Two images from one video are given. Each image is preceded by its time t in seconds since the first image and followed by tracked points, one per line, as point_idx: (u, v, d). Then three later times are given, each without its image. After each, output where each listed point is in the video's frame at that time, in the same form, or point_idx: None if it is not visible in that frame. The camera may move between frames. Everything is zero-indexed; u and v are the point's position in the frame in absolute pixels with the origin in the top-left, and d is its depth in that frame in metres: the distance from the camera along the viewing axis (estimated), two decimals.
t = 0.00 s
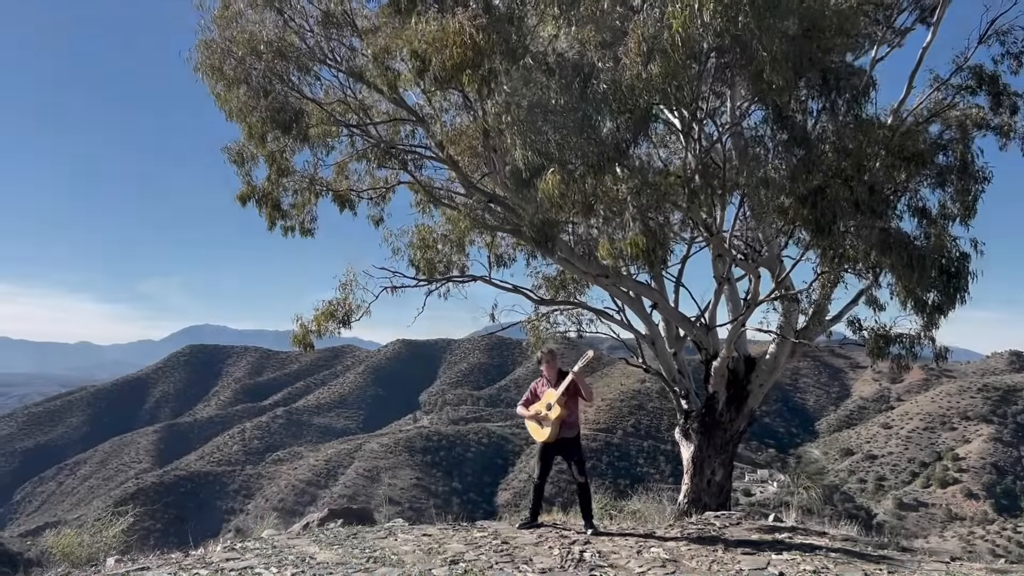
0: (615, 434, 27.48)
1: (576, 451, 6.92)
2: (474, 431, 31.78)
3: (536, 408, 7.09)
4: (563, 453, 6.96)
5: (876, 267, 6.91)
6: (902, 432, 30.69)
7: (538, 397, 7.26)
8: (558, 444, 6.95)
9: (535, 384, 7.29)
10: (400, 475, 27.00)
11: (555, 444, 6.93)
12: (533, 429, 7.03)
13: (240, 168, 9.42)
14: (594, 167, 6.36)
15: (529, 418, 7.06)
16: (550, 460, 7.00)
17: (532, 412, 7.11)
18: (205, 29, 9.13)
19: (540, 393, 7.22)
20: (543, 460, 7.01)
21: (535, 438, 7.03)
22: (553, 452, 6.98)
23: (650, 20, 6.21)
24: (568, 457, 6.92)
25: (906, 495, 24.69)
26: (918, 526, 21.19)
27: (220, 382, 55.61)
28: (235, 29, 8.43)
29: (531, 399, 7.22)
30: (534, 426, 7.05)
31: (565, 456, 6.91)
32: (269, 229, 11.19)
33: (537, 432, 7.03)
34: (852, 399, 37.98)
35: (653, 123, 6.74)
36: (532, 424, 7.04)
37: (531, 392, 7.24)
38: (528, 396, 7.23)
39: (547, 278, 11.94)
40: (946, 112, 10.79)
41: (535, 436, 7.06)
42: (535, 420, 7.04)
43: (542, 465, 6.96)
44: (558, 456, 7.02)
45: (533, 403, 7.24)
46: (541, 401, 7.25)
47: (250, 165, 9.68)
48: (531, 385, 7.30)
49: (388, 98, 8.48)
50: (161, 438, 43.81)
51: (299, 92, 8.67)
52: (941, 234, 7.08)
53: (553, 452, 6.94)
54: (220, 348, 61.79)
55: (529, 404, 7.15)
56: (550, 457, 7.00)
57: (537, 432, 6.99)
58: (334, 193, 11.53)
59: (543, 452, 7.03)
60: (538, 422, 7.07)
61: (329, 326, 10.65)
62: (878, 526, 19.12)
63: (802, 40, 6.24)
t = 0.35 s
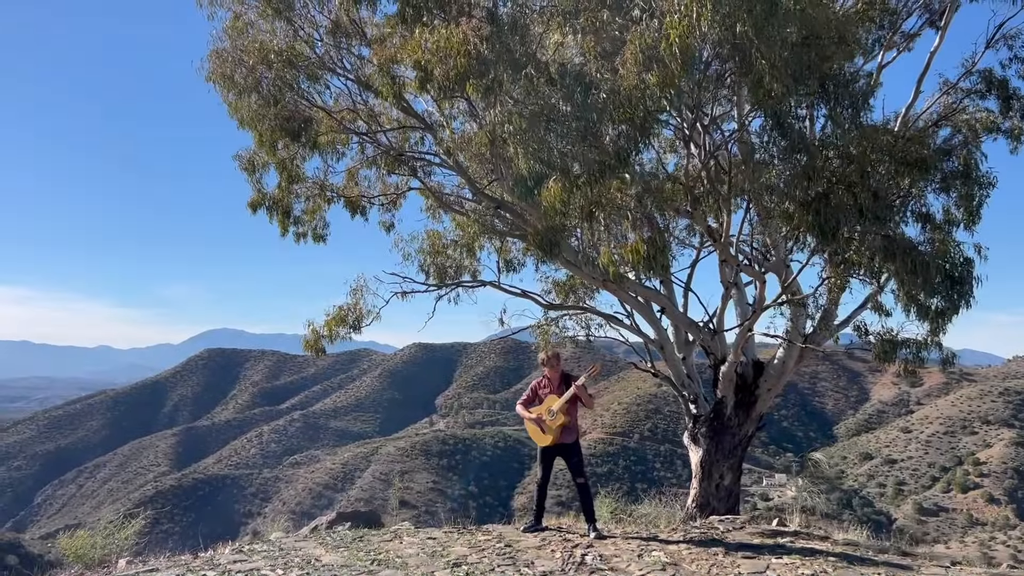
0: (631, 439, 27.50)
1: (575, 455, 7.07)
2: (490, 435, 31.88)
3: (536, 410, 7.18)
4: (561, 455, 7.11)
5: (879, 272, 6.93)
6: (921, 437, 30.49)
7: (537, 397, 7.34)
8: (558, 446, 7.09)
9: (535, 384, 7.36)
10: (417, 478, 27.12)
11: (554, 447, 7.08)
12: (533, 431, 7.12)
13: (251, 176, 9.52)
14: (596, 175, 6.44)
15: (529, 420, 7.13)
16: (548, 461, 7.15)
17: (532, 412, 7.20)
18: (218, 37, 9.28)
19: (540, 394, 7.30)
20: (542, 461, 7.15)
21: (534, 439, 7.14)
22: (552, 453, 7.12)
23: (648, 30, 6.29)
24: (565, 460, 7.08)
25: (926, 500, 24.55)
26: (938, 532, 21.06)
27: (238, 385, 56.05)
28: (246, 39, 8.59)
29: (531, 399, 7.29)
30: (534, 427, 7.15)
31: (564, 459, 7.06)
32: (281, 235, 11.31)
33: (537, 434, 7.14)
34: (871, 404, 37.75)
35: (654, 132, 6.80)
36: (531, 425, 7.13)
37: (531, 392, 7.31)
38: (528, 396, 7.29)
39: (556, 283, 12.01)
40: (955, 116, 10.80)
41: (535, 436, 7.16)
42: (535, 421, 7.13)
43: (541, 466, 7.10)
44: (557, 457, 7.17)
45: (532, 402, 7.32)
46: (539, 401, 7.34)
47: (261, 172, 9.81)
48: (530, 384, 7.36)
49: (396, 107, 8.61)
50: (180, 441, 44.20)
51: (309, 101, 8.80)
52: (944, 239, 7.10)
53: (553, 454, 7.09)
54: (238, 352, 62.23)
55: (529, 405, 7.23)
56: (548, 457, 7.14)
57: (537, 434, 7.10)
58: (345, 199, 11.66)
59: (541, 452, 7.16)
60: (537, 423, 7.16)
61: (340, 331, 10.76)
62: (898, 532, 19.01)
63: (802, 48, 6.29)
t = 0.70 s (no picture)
0: (647, 443, 27.44)
1: (581, 460, 7.07)
2: (505, 438, 31.83)
3: (542, 416, 7.19)
4: (566, 461, 7.13)
5: (883, 277, 6.91)
6: (940, 441, 30.26)
7: (543, 403, 7.36)
8: (563, 452, 7.11)
9: (541, 390, 7.38)
10: (432, 481, 27.15)
11: (560, 453, 7.08)
12: (538, 437, 7.14)
13: (260, 182, 9.60)
14: (596, 180, 6.47)
15: (534, 425, 7.15)
16: (554, 466, 7.15)
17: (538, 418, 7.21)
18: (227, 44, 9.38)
19: (546, 400, 7.32)
20: (547, 467, 7.15)
21: (539, 445, 7.14)
22: (557, 459, 7.13)
23: (647, 35, 6.32)
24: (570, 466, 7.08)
25: (945, 505, 24.34)
26: (958, 537, 20.88)
27: (254, 388, 56.33)
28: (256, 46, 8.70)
29: (537, 405, 7.31)
30: (539, 433, 7.16)
31: (570, 464, 7.06)
32: (292, 240, 11.39)
33: (543, 440, 7.14)
34: (888, 408, 37.53)
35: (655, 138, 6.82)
36: (537, 431, 7.14)
37: (536, 397, 7.33)
38: (534, 402, 7.31)
39: (564, 287, 12.05)
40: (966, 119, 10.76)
41: (540, 443, 7.18)
42: (540, 427, 7.14)
43: (546, 472, 7.10)
44: (562, 464, 7.18)
45: (537, 408, 7.34)
46: (545, 407, 7.35)
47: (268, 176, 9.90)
48: (536, 391, 7.38)
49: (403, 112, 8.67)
50: (197, 444, 44.48)
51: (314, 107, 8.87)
52: (948, 241, 7.08)
53: (558, 459, 7.10)
54: (254, 355, 62.56)
55: (534, 410, 7.25)
56: (553, 463, 7.15)
57: (543, 440, 7.11)
58: (354, 204, 11.74)
59: (547, 458, 7.17)
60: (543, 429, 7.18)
61: (348, 335, 10.81)
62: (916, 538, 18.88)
63: (802, 52, 6.29)
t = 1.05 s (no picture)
0: (661, 447, 27.35)
1: (580, 465, 7.03)
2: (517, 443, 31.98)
3: (541, 419, 7.19)
4: (564, 465, 7.09)
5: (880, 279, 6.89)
6: (958, 445, 30.02)
7: (543, 407, 7.35)
8: (562, 456, 7.07)
9: (541, 394, 7.39)
10: (445, 485, 27.15)
11: (558, 456, 7.05)
12: (537, 440, 7.13)
13: (262, 186, 9.66)
14: (590, 183, 6.50)
15: (533, 428, 7.15)
16: (552, 471, 7.13)
17: (537, 421, 7.20)
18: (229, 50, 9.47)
19: (546, 404, 7.32)
20: (545, 471, 7.13)
21: (538, 447, 7.13)
22: (556, 462, 7.10)
23: (639, 37, 6.34)
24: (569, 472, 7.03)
25: (963, 509, 24.10)
26: (976, 542, 20.69)
27: (268, 392, 56.56)
28: (257, 53, 8.75)
29: (537, 408, 7.32)
30: (538, 435, 7.15)
31: (567, 468, 7.02)
32: (296, 244, 11.46)
33: (541, 443, 7.14)
34: (905, 412, 37.26)
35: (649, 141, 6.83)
36: (536, 434, 7.14)
37: (537, 401, 7.34)
38: (534, 404, 7.32)
39: (567, 290, 12.08)
40: (971, 121, 10.70)
41: (539, 445, 7.17)
42: (539, 430, 7.13)
43: (544, 475, 7.08)
44: (562, 469, 7.14)
45: (537, 411, 7.34)
46: (546, 411, 7.35)
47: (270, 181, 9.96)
48: (537, 395, 7.38)
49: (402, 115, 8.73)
50: (212, 447, 44.70)
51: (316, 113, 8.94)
52: (946, 242, 7.05)
53: (556, 463, 7.07)
54: (269, 359, 62.83)
55: (533, 413, 7.25)
56: (552, 467, 7.12)
57: (541, 442, 7.10)
58: (358, 208, 11.81)
59: (546, 461, 7.15)
60: (542, 432, 7.17)
61: (351, 338, 10.87)
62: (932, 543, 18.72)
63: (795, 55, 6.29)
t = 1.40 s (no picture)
0: (674, 450, 27.23)
1: (571, 469, 7.06)
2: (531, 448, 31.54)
3: (534, 420, 7.17)
4: (555, 468, 7.14)
5: (878, 280, 6.85)
6: (975, 449, 29.72)
7: (536, 406, 7.33)
8: (552, 459, 7.10)
9: (536, 393, 7.36)
10: (459, 488, 27.13)
11: (548, 459, 7.08)
12: (528, 440, 7.14)
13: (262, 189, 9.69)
14: (584, 185, 6.51)
15: (525, 428, 7.14)
16: (543, 471, 7.17)
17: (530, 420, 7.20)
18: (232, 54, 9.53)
19: (540, 404, 7.30)
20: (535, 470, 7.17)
21: (529, 448, 7.14)
22: (546, 464, 7.13)
23: (632, 38, 6.35)
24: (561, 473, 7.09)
25: (981, 513, 23.84)
26: (994, 546, 20.47)
27: (283, 395, 56.76)
28: (257, 58, 8.77)
29: (530, 407, 7.29)
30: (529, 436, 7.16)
31: (557, 471, 7.07)
32: (302, 247, 11.52)
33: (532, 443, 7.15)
34: (921, 415, 36.97)
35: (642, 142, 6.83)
36: (527, 434, 7.15)
37: (532, 400, 7.31)
38: (528, 403, 7.29)
39: (572, 293, 12.08)
40: (977, 121, 10.62)
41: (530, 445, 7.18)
42: (531, 431, 7.14)
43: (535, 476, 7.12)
44: (552, 469, 7.18)
45: (530, 410, 7.32)
46: (539, 410, 7.34)
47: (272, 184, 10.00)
48: (531, 393, 7.35)
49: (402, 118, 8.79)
50: (226, 450, 44.89)
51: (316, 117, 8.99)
52: (946, 242, 7.02)
53: (546, 465, 7.10)
54: (284, 363, 63.07)
55: (527, 412, 7.22)
56: (542, 468, 7.17)
57: (532, 444, 7.12)
58: (362, 211, 11.87)
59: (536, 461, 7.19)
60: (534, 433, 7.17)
61: (355, 341, 10.90)
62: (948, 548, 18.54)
63: (788, 55, 6.28)
